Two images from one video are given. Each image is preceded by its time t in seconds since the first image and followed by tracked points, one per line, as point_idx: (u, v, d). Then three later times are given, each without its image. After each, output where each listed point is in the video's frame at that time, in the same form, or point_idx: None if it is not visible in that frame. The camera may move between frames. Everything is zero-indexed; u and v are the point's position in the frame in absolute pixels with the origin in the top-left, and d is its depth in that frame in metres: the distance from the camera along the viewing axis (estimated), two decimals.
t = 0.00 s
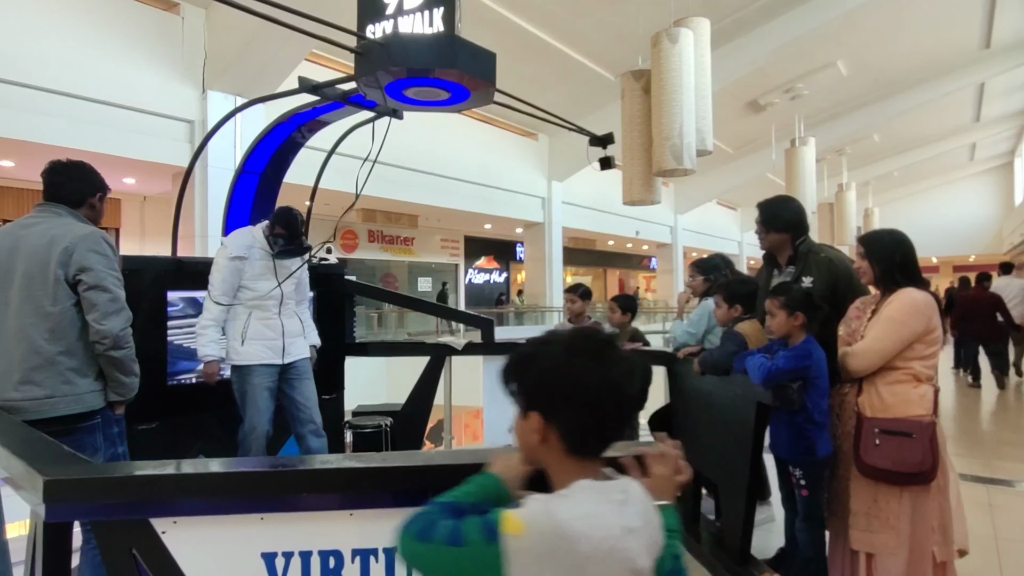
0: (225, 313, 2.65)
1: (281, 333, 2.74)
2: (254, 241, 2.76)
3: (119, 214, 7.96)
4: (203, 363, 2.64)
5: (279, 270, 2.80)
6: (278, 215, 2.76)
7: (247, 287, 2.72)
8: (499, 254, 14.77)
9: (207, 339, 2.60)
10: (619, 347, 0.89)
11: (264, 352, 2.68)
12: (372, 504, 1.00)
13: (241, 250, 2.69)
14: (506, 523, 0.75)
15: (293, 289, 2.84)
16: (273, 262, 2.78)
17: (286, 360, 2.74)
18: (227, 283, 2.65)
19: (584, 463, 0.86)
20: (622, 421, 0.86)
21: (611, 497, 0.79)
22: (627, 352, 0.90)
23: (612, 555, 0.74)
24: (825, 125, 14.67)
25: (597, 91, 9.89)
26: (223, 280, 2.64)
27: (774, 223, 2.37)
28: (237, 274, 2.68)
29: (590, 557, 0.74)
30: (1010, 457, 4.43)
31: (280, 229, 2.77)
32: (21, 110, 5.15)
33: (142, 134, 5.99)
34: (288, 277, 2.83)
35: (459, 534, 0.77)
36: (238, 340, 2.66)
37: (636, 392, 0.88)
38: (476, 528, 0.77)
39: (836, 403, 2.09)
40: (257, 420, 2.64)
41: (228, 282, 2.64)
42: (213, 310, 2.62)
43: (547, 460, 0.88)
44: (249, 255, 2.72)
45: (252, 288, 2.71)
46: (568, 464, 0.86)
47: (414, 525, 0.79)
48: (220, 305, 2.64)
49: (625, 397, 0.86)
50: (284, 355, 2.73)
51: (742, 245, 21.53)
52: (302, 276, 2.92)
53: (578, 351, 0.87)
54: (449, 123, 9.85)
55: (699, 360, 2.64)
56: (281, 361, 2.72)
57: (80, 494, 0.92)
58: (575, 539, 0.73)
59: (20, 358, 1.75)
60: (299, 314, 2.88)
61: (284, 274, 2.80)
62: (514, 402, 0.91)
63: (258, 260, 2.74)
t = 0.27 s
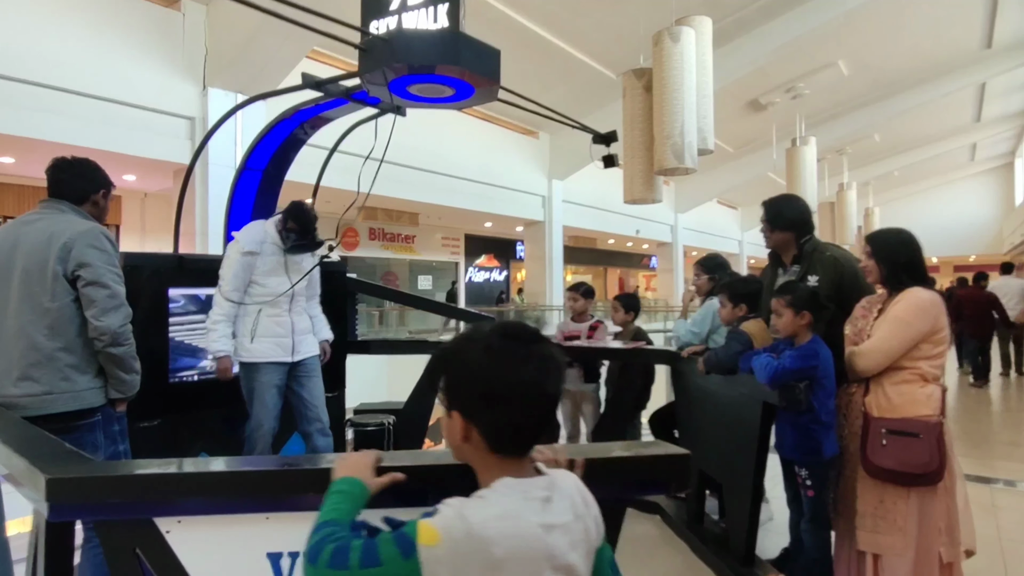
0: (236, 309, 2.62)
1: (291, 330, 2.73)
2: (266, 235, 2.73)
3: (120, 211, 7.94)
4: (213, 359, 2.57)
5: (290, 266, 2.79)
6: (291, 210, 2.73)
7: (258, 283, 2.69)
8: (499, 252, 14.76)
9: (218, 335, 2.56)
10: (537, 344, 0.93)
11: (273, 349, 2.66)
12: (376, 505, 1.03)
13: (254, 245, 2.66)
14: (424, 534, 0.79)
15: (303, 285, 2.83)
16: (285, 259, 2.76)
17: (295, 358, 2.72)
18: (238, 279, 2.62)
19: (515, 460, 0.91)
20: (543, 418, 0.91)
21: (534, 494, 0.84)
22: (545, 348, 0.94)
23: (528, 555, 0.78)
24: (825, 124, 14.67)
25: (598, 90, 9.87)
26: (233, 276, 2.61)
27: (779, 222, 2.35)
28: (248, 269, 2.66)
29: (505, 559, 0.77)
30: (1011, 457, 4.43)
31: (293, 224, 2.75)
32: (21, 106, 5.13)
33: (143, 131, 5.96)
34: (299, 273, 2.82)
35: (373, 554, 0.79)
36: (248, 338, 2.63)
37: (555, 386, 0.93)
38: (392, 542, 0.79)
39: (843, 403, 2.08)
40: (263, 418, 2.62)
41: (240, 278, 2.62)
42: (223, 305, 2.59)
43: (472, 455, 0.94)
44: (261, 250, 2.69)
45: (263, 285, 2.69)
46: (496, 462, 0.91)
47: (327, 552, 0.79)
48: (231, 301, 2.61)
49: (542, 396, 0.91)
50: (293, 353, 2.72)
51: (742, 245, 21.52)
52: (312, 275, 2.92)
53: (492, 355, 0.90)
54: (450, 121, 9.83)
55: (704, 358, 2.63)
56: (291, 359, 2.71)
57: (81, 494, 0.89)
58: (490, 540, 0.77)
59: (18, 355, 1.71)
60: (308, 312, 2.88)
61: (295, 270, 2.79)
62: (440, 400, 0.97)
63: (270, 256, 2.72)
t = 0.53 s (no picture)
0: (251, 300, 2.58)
1: (305, 324, 2.69)
2: (281, 225, 2.68)
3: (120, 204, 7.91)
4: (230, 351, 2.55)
5: (305, 258, 2.75)
6: (308, 200, 2.69)
7: (272, 275, 2.66)
8: (500, 246, 14.72)
9: (235, 326, 2.52)
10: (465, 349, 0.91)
11: (287, 343, 2.63)
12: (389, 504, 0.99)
13: (270, 235, 2.62)
14: (335, 564, 0.78)
15: (318, 278, 2.79)
16: (300, 250, 2.73)
17: (309, 353, 2.69)
18: (252, 271, 2.58)
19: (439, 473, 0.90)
20: (467, 427, 0.89)
21: (456, 507, 0.82)
22: (473, 353, 0.93)
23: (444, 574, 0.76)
24: (828, 118, 14.61)
25: (601, 83, 9.81)
26: (247, 267, 2.57)
27: (790, 215, 2.32)
28: (263, 260, 2.62)
29: None
30: (1017, 453, 4.41)
31: (309, 214, 2.71)
32: (20, 96, 5.08)
33: (143, 122, 5.92)
34: (314, 265, 2.78)
35: None
36: (262, 331, 2.60)
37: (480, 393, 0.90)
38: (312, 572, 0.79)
39: (857, 397, 2.05)
40: (273, 412, 2.60)
41: (254, 269, 2.58)
42: (237, 297, 2.55)
43: (397, 466, 0.91)
44: (277, 241, 2.65)
45: (278, 277, 2.66)
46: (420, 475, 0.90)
47: None
48: (245, 292, 2.58)
49: (466, 405, 0.88)
50: (307, 347, 2.69)
51: (743, 239, 21.47)
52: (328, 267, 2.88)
53: (408, 365, 0.88)
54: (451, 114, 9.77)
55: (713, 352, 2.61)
56: (304, 353, 2.68)
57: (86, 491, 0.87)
58: (404, 560, 0.76)
59: (21, 345, 1.67)
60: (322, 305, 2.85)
61: (310, 262, 2.76)
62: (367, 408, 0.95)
63: (285, 246, 2.68)
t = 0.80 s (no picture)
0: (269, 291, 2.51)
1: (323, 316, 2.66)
2: (300, 214, 2.60)
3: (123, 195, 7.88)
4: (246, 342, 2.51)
5: (323, 247, 2.70)
6: (328, 187, 2.60)
7: (290, 265, 2.60)
8: (504, 238, 14.66)
9: (253, 316, 2.45)
10: (343, 337, 0.80)
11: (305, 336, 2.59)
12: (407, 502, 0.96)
13: (288, 223, 2.54)
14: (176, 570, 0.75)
15: (335, 268, 2.76)
16: (318, 240, 2.66)
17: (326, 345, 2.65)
18: (269, 261, 2.51)
19: (317, 476, 0.80)
20: (349, 423, 0.79)
21: (303, 527, 0.74)
22: (358, 340, 0.81)
23: None
24: (834, 108, 14.50)
25: (605, 72, 9.72)
26: (264, 257, 2.50)
27: (807, 204, 2.27)
28: (280, 250, 2.56)
29: None
30: None
31: (330, 202, 2.62)
32: (21, 85, 5.03)
33: (146, 112, 5.87)
34: (332, 255, 2.73)
35: None
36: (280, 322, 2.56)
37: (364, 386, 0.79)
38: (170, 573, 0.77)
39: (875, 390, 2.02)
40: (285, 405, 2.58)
41: (271, 259, 2.51)
42: (255, 287, 2.47)
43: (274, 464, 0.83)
44: (296, 229, 2.59)
45: (296, 267, 2.60)
46: (298, 479, 0.80)
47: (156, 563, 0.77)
48: (262, 282, 2.50)
49: (342, 403, 0.78)
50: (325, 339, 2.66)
51: (748, 231, 21.37)
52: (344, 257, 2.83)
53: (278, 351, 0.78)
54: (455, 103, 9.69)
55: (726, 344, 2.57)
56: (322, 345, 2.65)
57: (95, 487, 0.85)
58: None
59: (27, 337, 1.64)
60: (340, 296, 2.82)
61: (328, 253, 2.71)
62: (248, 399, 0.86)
63: (304, 235, 2.61)
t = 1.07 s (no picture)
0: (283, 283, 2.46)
1: (339, 310, 2.59)
2: (317, 204, 2.54)
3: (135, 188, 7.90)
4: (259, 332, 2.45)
5: (341, 239, 2.62)
6: (347, 177, 2.51)
7: (307, 255, 2.53)
8: (515, 231, 14.59)
9: (266, 305, 2.39)
10: (212, 326, 0.75)
11: (320, 330, 2.53)
12: (424, 507, 0.92)
13: (306, 213, 2.48)
14: None
15: (354, 261, 2.68)
16: (335, 231, 2.59)
17: (340, 340, 2.60)
18: (285, 252, 2.44)
19: (199, 475, 0.75)
20: (218, 418, 0.73)
21: (181, 528, 0.69)
22: (228, 328, 0.76)
23: None
24: (850, 99, 14.26)
25: (617, 63, 9.61)
26: (279, 249, 2.43)
27: (832, 195, 2.20)
28: (297, 240, 2.49)
29: None
30: None
31: (348, 192, 2.51)
32: (32, 81, 5.04)
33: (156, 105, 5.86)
34: (350, 247, 2.65)
35: None
36: (295, 315, 2.50)
37: (234, 378, 0.75)
38: None
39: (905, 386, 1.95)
40: (298, 399, 2.51)
41: (288, 248, 2.45)
42: (269, 277, 2.42)
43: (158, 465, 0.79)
44: (313, 219, 2.52)
45: (313, 258, 2.53)
46: (181, 479, 0.75)
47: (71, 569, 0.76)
48: (277, 273, 2.44)
49: (212, 396, 0.73)
50: (340, 334, 2.59)
51: (761, 224, 21.15)
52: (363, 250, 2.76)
53: (129, 344, 0.73)
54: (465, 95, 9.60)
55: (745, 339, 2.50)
56: (337, 340, 2.58)
57: (96, 494, 0.84)
58: None
59: (33, 330, 1.63)
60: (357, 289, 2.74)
61: (346, 245, 2.63)
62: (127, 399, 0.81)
63: (321, 226, 2.54)
